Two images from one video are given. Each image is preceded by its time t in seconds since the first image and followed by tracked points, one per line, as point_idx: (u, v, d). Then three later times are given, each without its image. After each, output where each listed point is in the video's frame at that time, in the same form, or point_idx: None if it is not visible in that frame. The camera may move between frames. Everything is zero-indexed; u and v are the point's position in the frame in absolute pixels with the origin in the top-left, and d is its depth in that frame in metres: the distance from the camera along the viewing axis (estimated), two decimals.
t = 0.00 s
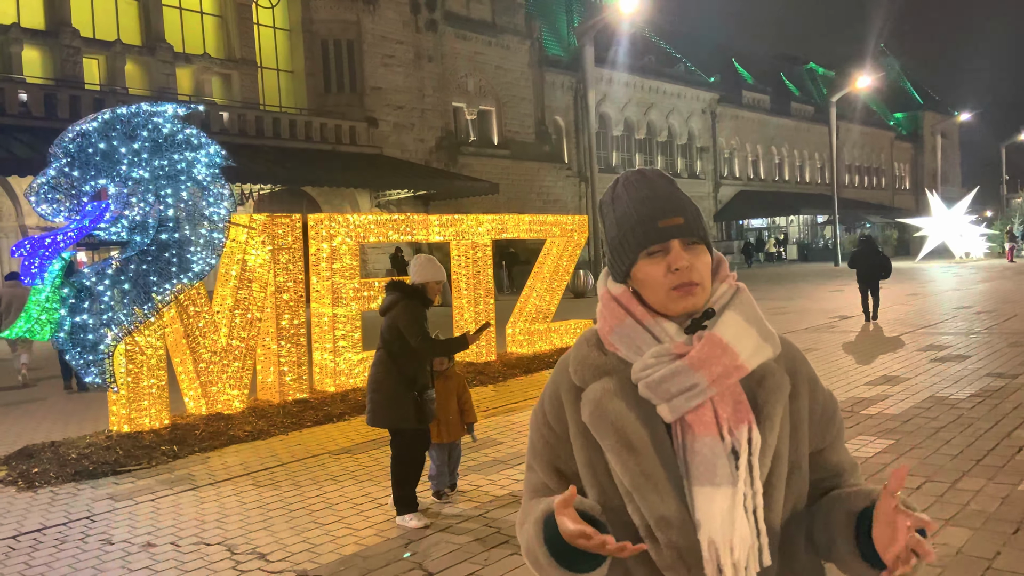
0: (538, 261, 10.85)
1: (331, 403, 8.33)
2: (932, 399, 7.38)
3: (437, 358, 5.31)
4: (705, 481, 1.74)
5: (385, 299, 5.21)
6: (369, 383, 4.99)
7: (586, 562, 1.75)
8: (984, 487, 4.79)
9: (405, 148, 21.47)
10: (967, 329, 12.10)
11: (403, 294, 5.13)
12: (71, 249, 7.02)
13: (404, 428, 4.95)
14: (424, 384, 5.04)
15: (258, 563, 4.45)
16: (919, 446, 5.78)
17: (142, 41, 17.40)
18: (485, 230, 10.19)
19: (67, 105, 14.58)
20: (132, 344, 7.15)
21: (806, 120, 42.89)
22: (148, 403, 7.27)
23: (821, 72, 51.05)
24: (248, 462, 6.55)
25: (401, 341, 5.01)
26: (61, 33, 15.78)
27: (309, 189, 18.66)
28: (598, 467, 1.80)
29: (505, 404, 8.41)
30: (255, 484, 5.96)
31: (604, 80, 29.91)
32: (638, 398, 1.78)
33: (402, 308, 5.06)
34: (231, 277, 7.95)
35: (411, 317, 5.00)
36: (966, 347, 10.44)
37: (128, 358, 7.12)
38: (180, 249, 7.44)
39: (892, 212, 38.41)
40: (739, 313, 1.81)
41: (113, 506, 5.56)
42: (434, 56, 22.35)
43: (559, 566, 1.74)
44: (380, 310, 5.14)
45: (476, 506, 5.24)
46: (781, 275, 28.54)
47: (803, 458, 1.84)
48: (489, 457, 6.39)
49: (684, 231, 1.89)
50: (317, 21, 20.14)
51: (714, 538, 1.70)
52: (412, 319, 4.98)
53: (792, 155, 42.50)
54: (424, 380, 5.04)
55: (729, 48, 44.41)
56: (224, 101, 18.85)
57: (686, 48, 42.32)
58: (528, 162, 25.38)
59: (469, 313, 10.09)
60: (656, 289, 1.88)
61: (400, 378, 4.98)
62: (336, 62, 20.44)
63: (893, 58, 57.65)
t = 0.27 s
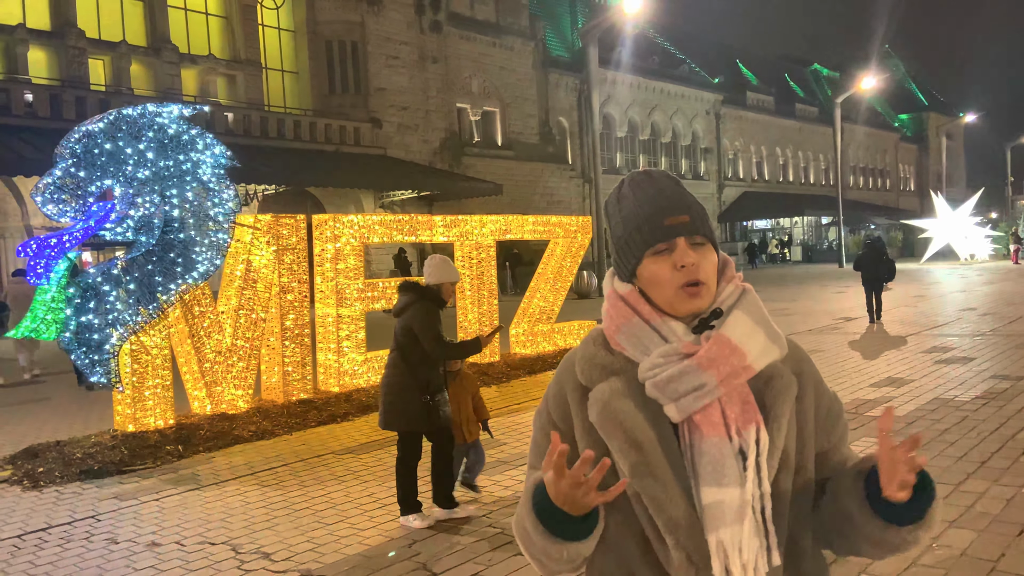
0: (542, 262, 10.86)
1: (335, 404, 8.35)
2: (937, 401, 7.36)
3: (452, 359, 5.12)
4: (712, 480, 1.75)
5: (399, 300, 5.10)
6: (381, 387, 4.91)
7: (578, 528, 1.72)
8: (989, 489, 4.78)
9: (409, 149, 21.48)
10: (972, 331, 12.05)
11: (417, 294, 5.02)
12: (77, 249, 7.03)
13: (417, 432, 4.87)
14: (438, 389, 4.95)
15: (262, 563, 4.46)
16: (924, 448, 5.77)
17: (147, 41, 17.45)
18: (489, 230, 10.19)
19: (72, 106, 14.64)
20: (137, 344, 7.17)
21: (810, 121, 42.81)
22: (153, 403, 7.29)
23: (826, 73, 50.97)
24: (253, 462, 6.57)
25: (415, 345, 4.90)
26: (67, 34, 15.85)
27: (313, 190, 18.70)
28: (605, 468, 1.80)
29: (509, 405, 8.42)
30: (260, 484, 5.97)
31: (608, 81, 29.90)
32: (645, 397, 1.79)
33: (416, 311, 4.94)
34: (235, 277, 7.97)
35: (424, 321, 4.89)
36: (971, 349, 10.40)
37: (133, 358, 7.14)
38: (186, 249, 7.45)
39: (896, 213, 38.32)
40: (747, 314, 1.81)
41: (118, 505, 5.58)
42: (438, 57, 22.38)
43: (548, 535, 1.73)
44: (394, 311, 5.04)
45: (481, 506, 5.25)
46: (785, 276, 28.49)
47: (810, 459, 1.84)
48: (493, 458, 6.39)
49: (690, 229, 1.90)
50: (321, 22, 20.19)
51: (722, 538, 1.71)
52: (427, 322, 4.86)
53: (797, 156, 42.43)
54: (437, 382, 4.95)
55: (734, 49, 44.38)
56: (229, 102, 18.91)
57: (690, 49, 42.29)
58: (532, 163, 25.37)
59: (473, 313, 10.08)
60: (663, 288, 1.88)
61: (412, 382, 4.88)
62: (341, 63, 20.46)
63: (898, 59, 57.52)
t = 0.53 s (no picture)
0: (546, 262, 10.86)
1: (338, 404, 8.35)
2: (941, 402, 7.35)
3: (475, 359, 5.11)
4: (717, 479, 1.75)
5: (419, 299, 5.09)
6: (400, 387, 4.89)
7: (573, 534, 1.72)
8: (992, 490, 4.77)
9: (412, 149, 21.49)
10: (976, 333, 12.03)
11: (436, 294, 5.00)
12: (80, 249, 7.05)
13: (437, 433, 4.85)
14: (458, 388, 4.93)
15: (265, 563, 4.46)
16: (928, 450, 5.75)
17: (151, 41, 17.49)
18: (491, 231, 10.19)
19: (76, 105, 14.67)
20: (140, 343, 7.18)
21: (814, 122, 42.76)
22: (156, 403, 7.30)
23: (829, 74, 50.93)
24: (256, 462, 6.57)
25: (434, 345, 4.87)
26: (71, 34, 15.89)
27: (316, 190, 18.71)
28: (610, 467, 1.80)
29: (512, 405, 8.42)
30: (263, 484, 5.98)
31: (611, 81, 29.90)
32: (648, 396, 1.79)
33: (436, 311, 4.91)
34: (238, 277, 7.98)
35: (445, 320, 4.86)
36: (975, 350, 10.38)
37: (136, 358, 7.15)
38: (189, 249, 7.47)
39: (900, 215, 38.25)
40: (750, 312, 1.81)
41: (121, 504, 5.59)
42: (441, 57, 22.40)
43: (551, 538, 1.73)
44: (413, 311, 5.01)
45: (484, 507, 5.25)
46: (788, 277, 28.45)
47: (816, 458, 1.84)
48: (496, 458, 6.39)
49: (690, 228, 1.90)
50: (325, 23, 20.22)
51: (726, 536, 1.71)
52: (447, 322, 4.82)
53: (800, 157, 42.38)
54: (457, 382, 4.94)
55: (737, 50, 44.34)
56: (233, 102, 18.95)
57: (693, 50, 42.28)
58: (535, 164, 25.36)
59: (477, 313, 10.08)
60: (665, 286, 1.87)
61: (432, 382, 4.86)
62: (344, 64, 20.49)
63: (902, 60, 57.44)
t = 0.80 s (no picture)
0: (548, 262, 10.86)
1: (340, 403, 8.35)
2: (943, 403, 7.34)
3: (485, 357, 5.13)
4: (713, 478, 1.74)
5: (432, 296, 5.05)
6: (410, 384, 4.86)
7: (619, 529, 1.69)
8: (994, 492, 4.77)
9: (415, 149, 21.49)
10: (978, 334, 12.02)
11: (452, 293, 4.97)
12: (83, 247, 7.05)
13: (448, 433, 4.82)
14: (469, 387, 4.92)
15: (266, 561, 4.47)
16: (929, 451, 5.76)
17: (155, 40, 17.50)
18: (494, 231, 10.19)
19: (80, 104, 14.68)
20: (142, 342, 7.19)
21: (817, 122, 42.71)
22: (158, 401, 7.31)
23: (832, 74, 50.88)
24: (257, 461, 6.58)
25: (447, 345, 4.85)
26: (75, 33, 15.90)
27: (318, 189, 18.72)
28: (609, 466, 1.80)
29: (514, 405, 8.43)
30: (265, 483, 5.98)
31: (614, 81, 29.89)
32: (645, 395, 1.79)
33: (451, 310, 4.88)
34: (241, 276, 7.99)
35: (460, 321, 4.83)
36: (977, 351, 10.37)
37: (138, 356, 7.17)
38: (191, 248, 7.48)
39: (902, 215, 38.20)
40: (748, 313, 1.81)
41: (123, 503, 5.60)
42: (444, 57, 22.39)
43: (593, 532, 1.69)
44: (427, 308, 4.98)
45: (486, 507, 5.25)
46: (790, 278, 28.43)
47: (814, 459, 1.84)
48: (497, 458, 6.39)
49: (690, 231, 1.90)
50: (327, 22, 20.21)
51: (722, 537, 1.70)
52: (462, 323, 4.81)
53: (803, 158, 42.34)
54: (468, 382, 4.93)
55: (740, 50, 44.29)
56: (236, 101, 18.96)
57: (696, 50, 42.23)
58: (537, 164, 25.35)
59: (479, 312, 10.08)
60: (663, 287, 1.88)
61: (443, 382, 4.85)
62: (347, 63, 20.48)
63: (905, 61, 57.36)
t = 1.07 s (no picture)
0: (549, 262, 10.86)
1: (342, 402, 8.36)
2: (944, 404, 7.33)
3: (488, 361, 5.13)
4: (713, 480, 1.74)
5: (439, 297, 5.05)
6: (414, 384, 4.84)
7: None
8: (995, 493, 4.77)
9: (417, 148, 21.51)
10: (980, 335, 11.99)
11: (461, 296, 4.97)
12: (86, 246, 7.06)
13: (450, 435, 4.81)
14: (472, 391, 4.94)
15: (267, 560, 4.48)
16: (931, 452, 5.75)
17: (157, 39, 17.53)
18: (495, 230, 10.19)
19: (82, 103, 14.70)
20: (145, 340, 7.20)
21: (819, 122, 42.69)
22: (160, 400, 7.32)
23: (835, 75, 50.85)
24: (258, 459, 6.59)
25: (454, 346, 4.84)
26: (78, 32, 15.94)
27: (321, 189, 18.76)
28: (609, 467, 1.81)
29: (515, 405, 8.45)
30: (266, 481, 5.99)
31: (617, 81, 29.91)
32: (644, 397, 1.79)
33: (459, 312, 4.89)
34: (243, 274, 8.00)
35: (467, 323, 4.85)
36: (979, 353, 10.34)
37: (141, 355, 7.18)
38: (193, 246, 7.49)
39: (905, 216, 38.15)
40: (745, 316, 1.82)
41: (125, 501, 5.61)
42: (447, 56, 22.41)
43: None
44: (435, 309, 4.97)
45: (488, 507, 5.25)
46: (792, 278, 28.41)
47: (811, 459, 1.84)
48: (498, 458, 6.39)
49: (690, 236, 1.90)
50: (330, 21, 20.23)
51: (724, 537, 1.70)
52: (469, 326, 4.82)
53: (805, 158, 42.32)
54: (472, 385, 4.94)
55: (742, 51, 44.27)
56: (238, 100, 19.00)
57: (699, 50, 42.22)
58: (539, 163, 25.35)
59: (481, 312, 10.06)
60: (661, 292, 1.89)
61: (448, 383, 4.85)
62: (349, 62, 20.50)
63: (908, 61, 57.33)
